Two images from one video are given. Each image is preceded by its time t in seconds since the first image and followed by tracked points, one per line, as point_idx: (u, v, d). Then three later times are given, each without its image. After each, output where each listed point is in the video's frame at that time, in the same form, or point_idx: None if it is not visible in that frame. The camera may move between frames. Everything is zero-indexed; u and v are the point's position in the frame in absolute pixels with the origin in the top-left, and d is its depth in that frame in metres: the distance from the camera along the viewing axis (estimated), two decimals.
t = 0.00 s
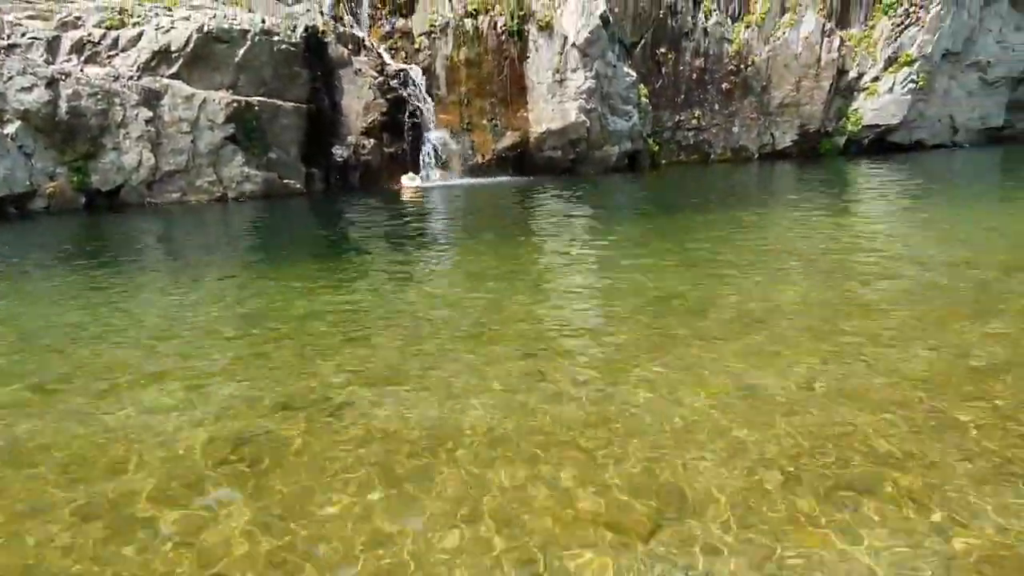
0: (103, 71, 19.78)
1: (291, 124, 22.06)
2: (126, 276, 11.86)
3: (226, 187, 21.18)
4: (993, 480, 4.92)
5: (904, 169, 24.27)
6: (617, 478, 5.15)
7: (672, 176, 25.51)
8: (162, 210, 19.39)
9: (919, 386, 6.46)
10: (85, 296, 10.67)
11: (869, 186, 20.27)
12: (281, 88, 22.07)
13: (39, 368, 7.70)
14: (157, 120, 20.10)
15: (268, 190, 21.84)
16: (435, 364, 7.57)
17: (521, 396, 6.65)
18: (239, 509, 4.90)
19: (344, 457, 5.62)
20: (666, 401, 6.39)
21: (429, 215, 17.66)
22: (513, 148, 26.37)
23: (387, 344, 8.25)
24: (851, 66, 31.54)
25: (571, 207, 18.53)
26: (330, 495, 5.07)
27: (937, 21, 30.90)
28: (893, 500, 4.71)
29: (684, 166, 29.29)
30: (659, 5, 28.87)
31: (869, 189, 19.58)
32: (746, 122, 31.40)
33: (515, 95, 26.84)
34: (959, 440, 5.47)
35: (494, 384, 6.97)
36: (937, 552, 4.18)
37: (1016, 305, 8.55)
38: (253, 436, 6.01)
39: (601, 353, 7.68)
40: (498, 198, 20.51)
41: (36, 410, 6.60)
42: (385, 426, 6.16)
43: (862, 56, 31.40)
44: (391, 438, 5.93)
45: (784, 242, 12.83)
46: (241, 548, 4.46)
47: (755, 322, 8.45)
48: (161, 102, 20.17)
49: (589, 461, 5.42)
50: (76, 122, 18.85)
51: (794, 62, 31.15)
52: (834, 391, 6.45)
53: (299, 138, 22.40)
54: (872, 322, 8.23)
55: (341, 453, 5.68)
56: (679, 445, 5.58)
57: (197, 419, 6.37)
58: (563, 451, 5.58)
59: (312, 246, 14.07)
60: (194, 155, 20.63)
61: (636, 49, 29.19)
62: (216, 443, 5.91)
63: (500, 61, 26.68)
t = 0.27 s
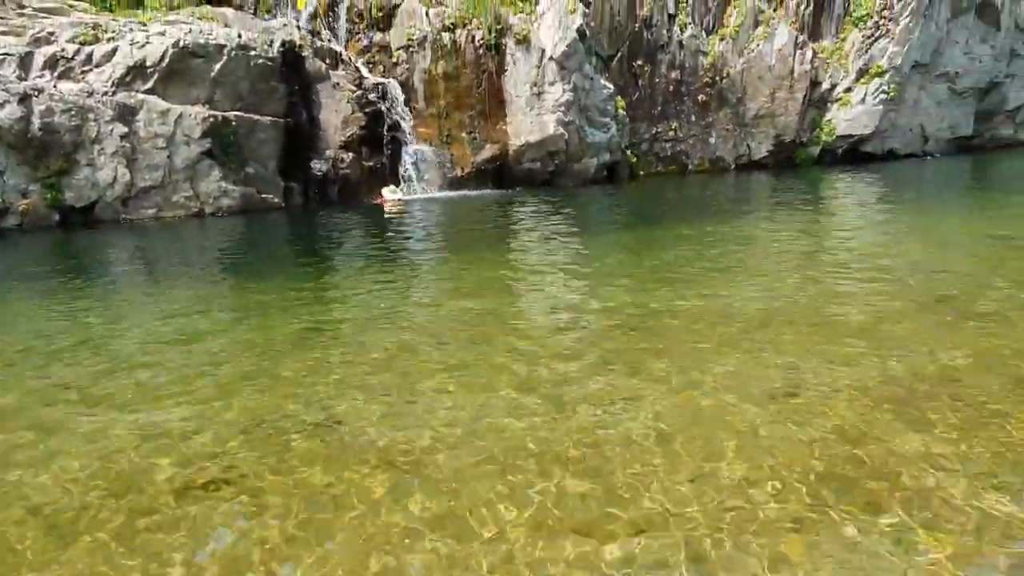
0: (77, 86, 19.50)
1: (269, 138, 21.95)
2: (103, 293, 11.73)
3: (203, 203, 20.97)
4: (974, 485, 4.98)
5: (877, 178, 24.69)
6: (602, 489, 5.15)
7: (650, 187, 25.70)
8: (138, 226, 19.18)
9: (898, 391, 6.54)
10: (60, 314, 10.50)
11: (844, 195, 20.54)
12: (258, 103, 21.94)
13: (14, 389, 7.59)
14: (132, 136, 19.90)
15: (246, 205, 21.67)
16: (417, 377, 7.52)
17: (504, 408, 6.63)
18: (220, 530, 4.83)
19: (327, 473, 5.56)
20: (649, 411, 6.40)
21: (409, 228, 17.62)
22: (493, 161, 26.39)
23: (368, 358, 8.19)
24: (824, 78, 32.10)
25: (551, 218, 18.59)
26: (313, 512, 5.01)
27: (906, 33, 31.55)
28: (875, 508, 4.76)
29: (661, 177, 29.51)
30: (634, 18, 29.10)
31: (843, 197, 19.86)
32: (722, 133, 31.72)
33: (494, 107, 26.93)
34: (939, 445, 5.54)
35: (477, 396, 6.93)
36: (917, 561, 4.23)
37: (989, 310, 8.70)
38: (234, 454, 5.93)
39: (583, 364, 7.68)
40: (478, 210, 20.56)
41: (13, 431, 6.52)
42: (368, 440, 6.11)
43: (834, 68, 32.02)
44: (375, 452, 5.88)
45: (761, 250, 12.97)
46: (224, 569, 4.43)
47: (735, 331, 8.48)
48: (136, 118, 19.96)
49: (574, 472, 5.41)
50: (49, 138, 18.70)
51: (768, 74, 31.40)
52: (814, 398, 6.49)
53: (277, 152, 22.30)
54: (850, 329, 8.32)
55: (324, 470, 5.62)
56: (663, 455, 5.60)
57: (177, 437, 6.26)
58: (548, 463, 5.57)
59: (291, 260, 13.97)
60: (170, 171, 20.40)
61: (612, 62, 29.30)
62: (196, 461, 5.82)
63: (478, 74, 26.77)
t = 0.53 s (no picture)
0: (54, 97, 19.28)
1: (250, 149, 21.85)
2: (82, 306, 11.58)
3: (183, 215, 20.74)
4: (958, 493, 5.00)
5: (855, 185, 24.99)
6: (587, 500, 5.14)
7: (632, 195, 25.82)
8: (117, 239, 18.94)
9: (881, 398, 6.57)
10: (38, 327, 10.35)
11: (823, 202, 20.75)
12: (239, 113, 21.84)
13: None
14: (111, 147, 19.71)
15: (227, 216, 21.48)
16: (401, 389, 7.46)
17: (488, 420, 6.59)
18: (201, 548, 4.75)
19: (310, 488, 5.48)
20: (634, 421, 6.39)
21: (391, 239, 17.52)
22: (475, 170, 26.35)
23: (351, 370, 8.12)
24: (803, 86, 32.47)
25: (534, 227, 18.63)
26: (298, 526, 4.97)
27: (881, 43, 32.23)
28: (858, 515, 4.79)
29: (643, 185, 29.66)
30: (615, 28, 29.12)
31: (822, 204, 20.12)
32: (703, 142, 31.88)
33: (476, 117, 26.86)
34: (922, 452, 5.57)
35: (461, 408, 6.89)
36: (900, 570, 4.27)
37: (968, 315, 8.80)
38: (214, 469, 5.83)
39: (568, 373, 7.67)
40: (461, 220, 20.57)
41: None
42: (352, 454, 6.03)
43: (812, 77, 32.49)
44: (359, 466, 5.81)
45: (742, 258, 13.07)
46: None
47: (719, 339, 8.49)
48: (115, 129, 19.76)
49: (559, 484, 5.39)
50: (26, 150, 18.55)
51: (747, 83, 31.79)
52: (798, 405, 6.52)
53: (259, 163, 22.19)
54: (832, 336, 8.38)
55: (306, 484, 5.54)
56: (648, 465, 5.58)
57: (155, 453, 6.15)
58: (534, 474, 5.54)
59: (272, 272, 13.86)
60: (150, 182, 20.21)
61: (594, 71, 29.14)
62: (176, 478, 5.72)
63: (461, 84, 26.63)
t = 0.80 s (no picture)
0: (36, 104, 19.05)
1: (235, 155, 21.76)
2: (66, 314, 11.47)
3: (168, 221, 20.66)
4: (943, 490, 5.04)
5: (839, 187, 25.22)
6: (575, 503, 5.15)
7: (619, 199, 25.92)
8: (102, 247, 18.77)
9: (866, 397, 6.62)
10: (22, 337, 10.25)
11: (809, 204, 20.89)
12: (224, 119, 21.73)
13: None
14: (94, 154, 19.59)
15: (212, 223, 21.36)
16: (388, 394, 7.43)
17: (476, 424, 6.57)
18: (187, 556, 4.72)
19: (296, 495, 5.46)
20: (621, 423, 6.40)
21: (378, 244, 17.47)
22: (462, 175, 26.41)
23: (338, 376, 8.08)
24: (787, 89, 32.68)
25: (521, 231, 18.66)
26: (291, 531, 4.96)
27: (864, 46, 32.56)
28: (843, 512, 4.84)
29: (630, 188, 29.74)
30: (600, 32, 29.26)
31: (806, 206, 20.30)
32: (689, 144, 32.01)
33: (463, 122, 26.93)
34: (906, 450, 5.61)
35: (448, 412, 6.87)
36: (889, 564, 4.32)
37: (950, 314, 8.89)
38: (199, 478, 5.79)
39: (556, 376, 7.67)
40: (448, 225, 20.55)
41: None
42: (338, 461, 6.00)
43: (796, 79, 32.70)
44: (345, 473, 5.78)
45: (728, 260, 13.17)
46: None
47: (706, 342, 8.51)
48: (98, 136, 19.63)
49: (546, 487, 5.39)
50: (8, 158, 18.41)
51: (732, 86, 31.98)
52: (784, 406, 6.54)
53: (244, 169, 22.09)
54: (817, 336, 8.43)
55: (292, 491, 5.52)
56: (635, 467, 5.60)
57: (139, 462, 6.10)
58: (521, 478, 5.55)
59: (258, 278, 13.77)
60: (134, 189, 20.08)
61: (579, 75, 29.25)
62: (160, 487, 5.68)
63: (446, 89, 26.70)
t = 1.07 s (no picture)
0: (21, 110, 18.78)
1: (223, 161, 21.71)
2: (53, 322, 11.38)
3: (156, 227, 20.57)
4: (933, 489, 5.08)
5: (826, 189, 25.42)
6: (569, 506, 5.15)
7: (608, 202, 26.01)
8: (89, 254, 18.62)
9: (855, 398, 6.67)
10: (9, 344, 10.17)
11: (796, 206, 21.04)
12: (212, 125, 21.66)
13: None
14: (81, 160, 19.40)
15: (201, 229, 21.30)
16: (380, 399, 7.41)
17: (468, 428, 6.57)
18: (180, 564, 4.68)
19: (289, 502, 5.44)
20: (613, 425, 6.43)
21: (368, 250, 17.43)
22: (451, 179, 26.52)
23: (328, 381, 8.05)
24: (774, 93, 32.92)
25: (511, 235, 18.68)
26: (286, 535, 4.97)
27: (849, 50, 32.83)
28: (832, 513, 4.88)
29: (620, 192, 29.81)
30: (588, 37, 29.34)
31: (792, 208, 20.48)
32: (677, 148, 32.12)
33: (451, 126, 26.99)
34: (895, 450, 5.67)
35: (440, 417, 6.87)
36: (878, 561, 4.39)
37: (937, 315, 8.98)
38: (191, 485, 5.75)
39: (548, 380, 7.68)
40: (438, 229, 20.56)
41: None
42: (331, 466, 5.99)
43: (783, 83, 32.97)
44: (338, 478, 5.76)
45: (717, 263, 13.24)
46: None
47: (697, 345, 8.53)
48: (84, 142, 19.45)
49: (539, 490, 5.40)
50: None
51: (719, 90, 32.12)
52: (775, 408, 6.58)
53: (232, 175, 22.04)
54: (806, 338, 8.49)
55: (285, 498, 5.49)
56: (627, 470, 5.62)
57: (129, 471, 6.04)
58: (514, 482, 5.55)
59: (247, 284, 13.70)
60: (121, 196, 19.97)
61: (568, 80, 29.29)
62: (152, 495, 5.62)
63: (435, 93, 26.70)
